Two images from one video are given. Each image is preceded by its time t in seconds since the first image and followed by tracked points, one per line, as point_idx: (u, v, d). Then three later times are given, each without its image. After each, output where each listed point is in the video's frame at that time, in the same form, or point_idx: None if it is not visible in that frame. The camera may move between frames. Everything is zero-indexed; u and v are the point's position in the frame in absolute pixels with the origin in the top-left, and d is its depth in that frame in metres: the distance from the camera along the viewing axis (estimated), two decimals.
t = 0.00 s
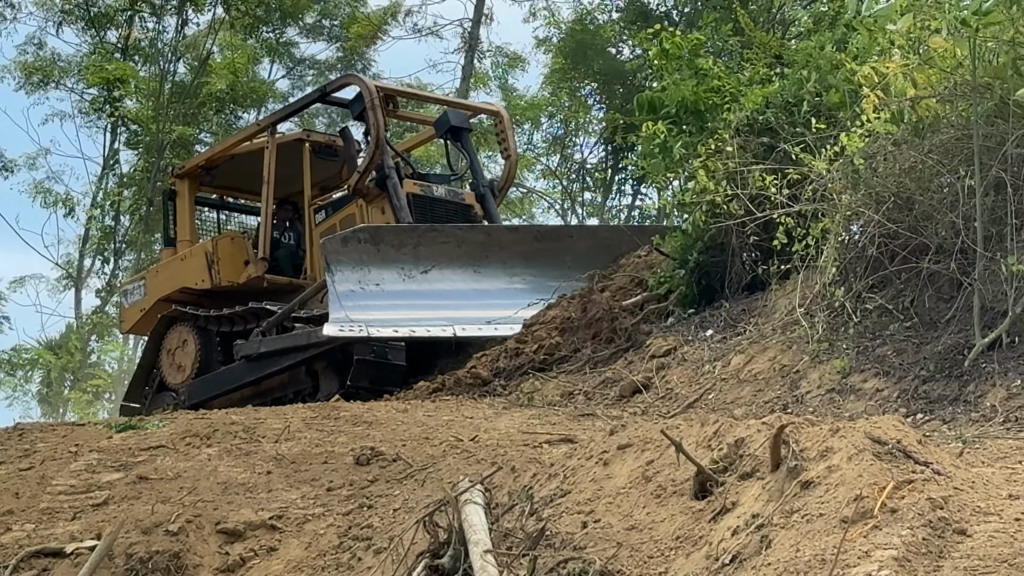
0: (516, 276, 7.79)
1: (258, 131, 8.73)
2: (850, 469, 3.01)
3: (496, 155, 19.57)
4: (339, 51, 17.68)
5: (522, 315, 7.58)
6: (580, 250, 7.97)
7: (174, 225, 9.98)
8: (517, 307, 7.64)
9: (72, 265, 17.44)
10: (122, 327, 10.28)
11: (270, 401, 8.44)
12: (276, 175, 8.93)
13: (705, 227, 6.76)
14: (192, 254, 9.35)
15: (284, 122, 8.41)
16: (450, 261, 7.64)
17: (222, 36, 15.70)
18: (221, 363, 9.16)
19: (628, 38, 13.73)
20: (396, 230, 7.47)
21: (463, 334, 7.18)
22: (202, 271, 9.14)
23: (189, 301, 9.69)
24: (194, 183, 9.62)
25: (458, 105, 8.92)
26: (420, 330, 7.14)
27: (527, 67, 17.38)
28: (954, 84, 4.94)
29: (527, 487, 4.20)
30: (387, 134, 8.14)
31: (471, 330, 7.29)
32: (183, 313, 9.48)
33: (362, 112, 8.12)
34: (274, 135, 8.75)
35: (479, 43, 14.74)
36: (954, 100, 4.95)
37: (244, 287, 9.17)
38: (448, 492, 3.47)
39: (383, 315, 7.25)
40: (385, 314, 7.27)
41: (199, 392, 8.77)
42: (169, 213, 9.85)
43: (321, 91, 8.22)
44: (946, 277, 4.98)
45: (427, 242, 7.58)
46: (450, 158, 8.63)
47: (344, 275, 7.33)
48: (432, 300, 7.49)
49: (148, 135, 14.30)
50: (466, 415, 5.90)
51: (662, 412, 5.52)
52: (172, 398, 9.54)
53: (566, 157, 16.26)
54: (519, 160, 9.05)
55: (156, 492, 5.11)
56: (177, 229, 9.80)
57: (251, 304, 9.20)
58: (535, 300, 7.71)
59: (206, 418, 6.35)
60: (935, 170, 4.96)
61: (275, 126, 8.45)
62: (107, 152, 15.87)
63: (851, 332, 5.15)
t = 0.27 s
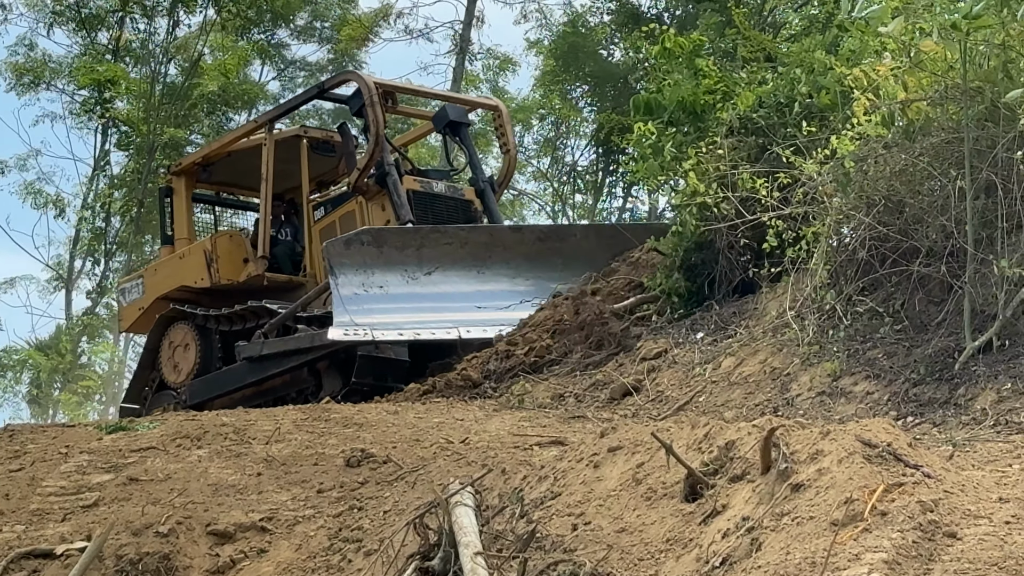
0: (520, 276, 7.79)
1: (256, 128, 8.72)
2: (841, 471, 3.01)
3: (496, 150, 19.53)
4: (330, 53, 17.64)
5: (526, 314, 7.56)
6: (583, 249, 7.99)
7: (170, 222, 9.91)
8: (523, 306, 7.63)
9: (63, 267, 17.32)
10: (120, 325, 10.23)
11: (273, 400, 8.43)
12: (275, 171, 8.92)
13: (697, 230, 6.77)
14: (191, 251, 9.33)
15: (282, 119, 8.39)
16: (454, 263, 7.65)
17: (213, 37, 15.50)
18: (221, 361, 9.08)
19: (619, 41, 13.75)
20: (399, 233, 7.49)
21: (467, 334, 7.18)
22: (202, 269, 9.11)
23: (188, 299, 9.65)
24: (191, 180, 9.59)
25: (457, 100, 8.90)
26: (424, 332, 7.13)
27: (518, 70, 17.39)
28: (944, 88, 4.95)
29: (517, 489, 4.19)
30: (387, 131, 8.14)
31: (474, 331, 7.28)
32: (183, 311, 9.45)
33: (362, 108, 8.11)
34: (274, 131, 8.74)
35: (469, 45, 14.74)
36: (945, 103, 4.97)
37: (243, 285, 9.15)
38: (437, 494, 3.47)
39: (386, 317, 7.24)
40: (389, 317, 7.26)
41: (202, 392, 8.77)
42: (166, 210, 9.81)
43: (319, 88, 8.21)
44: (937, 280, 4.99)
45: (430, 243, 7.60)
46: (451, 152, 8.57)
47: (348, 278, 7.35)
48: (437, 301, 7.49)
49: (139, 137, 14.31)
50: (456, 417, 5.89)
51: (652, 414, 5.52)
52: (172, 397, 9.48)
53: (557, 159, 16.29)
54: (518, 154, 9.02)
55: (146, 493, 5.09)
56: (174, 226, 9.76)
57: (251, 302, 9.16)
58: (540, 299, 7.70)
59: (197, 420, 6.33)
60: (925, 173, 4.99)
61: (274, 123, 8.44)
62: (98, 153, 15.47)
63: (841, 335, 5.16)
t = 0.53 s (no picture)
0: (525, 278, 7.83)
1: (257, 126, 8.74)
2: (835, 475, 3.01)
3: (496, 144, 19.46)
4: (324, 55, 17.62)
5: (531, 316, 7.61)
6: (588, 250, 8.03)
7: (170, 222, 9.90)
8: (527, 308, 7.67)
9: (57, 269, 17.23)
10: (122, 325, 10.19)
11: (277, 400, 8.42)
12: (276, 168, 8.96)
13: (689, 236, 6.83)
14: (192, 251, 9.31)
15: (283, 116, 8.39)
16: (459, 264, 7.65)
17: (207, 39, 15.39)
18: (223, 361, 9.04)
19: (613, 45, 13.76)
20: (405, 234, 7.44)
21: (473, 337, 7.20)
22: (203, 269, 9.08)
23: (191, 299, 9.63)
24: (191, 179, 9.56)
25: (458, 96, 8.88)
26: (430, 334, 7.14)
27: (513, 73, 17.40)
28: (939, 91, 4.96)
29: (511, 492, 4.19)
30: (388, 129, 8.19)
31: (481, 334, 7.31)
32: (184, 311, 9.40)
33: (362, 106, 8.13)
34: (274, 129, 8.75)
35: (464, 48, 14.74)
36: (940, 107, 4.98)
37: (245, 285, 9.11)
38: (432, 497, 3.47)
39: (392, 319, 7.24)
40: (395, 319, 7.26)
41: (205, 392, 8.70)
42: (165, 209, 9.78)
43: (320, 86, 8.26)
44: (931, 284, 4.99)
45: (436, 244, 7.57)
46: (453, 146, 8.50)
47: (353, 279, 7.31)
48: (441, 303, 7.50)
49: (133, 139, 14.26)
50: (450, 420, 5.89)
51: (646, 417, 5.52)
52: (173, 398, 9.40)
53: (551, 162, 16.31)
54: (519, 149, 9.00)
55: (140, 495, 5.07)
56: (175, 226, 9.74)
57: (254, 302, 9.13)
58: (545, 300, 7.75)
59: (190, 422, 6.32)
60: (920, 177, 5.00)
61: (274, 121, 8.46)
62: (91, 155, 15.37)
63: (835, 339, 5.16)
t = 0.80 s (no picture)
0: (532, 279, 7.84)
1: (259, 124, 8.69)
2: (831, 477, 3.01)
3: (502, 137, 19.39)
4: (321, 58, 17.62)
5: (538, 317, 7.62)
6: (594, 249, 8.04)
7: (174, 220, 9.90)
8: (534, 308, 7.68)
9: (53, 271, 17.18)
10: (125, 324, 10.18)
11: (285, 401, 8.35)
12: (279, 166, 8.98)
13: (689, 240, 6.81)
14: (196, 249, 9.30)
15: (286, 113, 8.35)
16: (466, 265, 7.65)
17: (204, 41, 15.37)
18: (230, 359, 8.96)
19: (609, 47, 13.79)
20: (412, 235, 7.41)
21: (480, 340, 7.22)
22: (207, 267, 9.08)
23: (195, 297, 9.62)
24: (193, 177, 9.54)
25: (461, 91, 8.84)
26: (438, 337, 7.13)
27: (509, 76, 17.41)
28: (936, 95, 4.95)
29: (507, 494, 4.19)
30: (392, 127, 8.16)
31: (488, 335, 7.32)
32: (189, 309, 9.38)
33: (366, 103, 8.11)
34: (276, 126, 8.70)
35: (460, 50, 14.75)
36: (937, 111, 4.98)
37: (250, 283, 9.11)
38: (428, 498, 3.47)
39: (400, 321, 7.24)
40: (403, 322, 7.25)
41: (210, 392, 8.62)
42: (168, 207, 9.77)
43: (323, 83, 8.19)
44: (927, 287, 5.00)
45: (443, 245, 7.56)
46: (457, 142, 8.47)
47: (360, 281, 7.29)
48: (448, 304, 7.50)
49: (129, 140, 14.24)
50: (446, 422, 5.89)
51: (643, 420, 5.53)
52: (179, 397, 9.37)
53: (548, 164, 16.35)
54: (524, 143, 8.95)
55: (136, 497, 5.06)
56: (178, 224, 9.73)
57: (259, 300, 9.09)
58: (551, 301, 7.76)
59: (186, 424, 6.31)
60: (916, 180, 5.02)
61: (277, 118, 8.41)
62: (88, 156, 15.35)
63: (832, 341, 5.17)
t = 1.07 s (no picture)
0: (541, 279, 7.80)
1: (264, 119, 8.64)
2: (828, 479, 3.01)
3: (506, 135, 19.65)
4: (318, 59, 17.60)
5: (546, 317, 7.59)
6: (604, 247, 7.99)
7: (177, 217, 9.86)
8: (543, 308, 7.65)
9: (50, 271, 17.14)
10: (131, 322, 10.17)
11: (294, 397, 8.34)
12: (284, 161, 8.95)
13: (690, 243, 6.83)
14: (201, 246, 9.30)
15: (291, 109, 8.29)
16: (475, 265, 7.62)
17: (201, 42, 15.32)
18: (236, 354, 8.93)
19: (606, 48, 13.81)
20: (421, 235, 7.37)
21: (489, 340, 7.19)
22: (213, 264, 9.08)
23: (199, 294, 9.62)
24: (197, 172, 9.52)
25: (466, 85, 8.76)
26: (448, 338, 7.07)
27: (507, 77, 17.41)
28: (934, 96, 4.96)
29: (504, 495, 4.18)
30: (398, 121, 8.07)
31: (498, 336, 7.29)
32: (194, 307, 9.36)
33: (372, 97, 8.02)
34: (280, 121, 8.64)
35: (458, 51, 14.75)
36: (934, 112, 4.98)
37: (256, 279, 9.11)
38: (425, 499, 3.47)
39: (409, 322, 7.21)
40: (413, 324, 7.21)
41: (218, 391, 8.53)
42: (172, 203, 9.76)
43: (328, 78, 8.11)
44: (924, 289, 5.00)
45: (452, 245, 7.52)
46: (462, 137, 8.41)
47: (369, 282, 7.26)
48: (457, 304, 7.47)
49: (128, 140, 14.21)
50: (444, 423, 5.88)
51: (640, 421, 5.53)
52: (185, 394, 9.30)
53: (546, 165, 16.36)
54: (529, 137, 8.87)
55: (133, 497, 5.06)
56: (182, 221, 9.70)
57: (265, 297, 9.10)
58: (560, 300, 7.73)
59: (183, 424, 6.30)
60: (914, 182, 5.01)
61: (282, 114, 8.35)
62: (85, 156, 15.27)
63: (829, 343, 5.17)
